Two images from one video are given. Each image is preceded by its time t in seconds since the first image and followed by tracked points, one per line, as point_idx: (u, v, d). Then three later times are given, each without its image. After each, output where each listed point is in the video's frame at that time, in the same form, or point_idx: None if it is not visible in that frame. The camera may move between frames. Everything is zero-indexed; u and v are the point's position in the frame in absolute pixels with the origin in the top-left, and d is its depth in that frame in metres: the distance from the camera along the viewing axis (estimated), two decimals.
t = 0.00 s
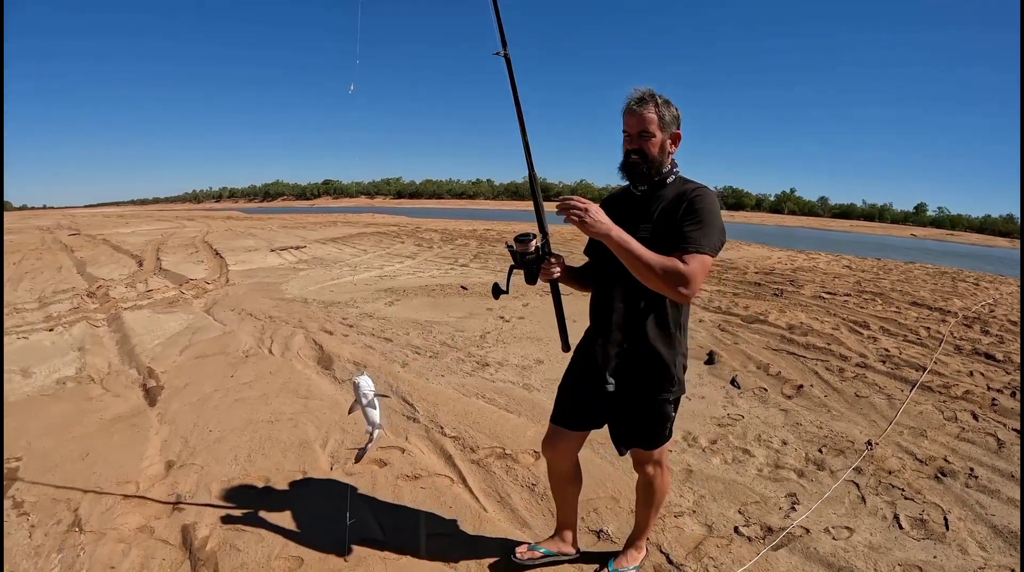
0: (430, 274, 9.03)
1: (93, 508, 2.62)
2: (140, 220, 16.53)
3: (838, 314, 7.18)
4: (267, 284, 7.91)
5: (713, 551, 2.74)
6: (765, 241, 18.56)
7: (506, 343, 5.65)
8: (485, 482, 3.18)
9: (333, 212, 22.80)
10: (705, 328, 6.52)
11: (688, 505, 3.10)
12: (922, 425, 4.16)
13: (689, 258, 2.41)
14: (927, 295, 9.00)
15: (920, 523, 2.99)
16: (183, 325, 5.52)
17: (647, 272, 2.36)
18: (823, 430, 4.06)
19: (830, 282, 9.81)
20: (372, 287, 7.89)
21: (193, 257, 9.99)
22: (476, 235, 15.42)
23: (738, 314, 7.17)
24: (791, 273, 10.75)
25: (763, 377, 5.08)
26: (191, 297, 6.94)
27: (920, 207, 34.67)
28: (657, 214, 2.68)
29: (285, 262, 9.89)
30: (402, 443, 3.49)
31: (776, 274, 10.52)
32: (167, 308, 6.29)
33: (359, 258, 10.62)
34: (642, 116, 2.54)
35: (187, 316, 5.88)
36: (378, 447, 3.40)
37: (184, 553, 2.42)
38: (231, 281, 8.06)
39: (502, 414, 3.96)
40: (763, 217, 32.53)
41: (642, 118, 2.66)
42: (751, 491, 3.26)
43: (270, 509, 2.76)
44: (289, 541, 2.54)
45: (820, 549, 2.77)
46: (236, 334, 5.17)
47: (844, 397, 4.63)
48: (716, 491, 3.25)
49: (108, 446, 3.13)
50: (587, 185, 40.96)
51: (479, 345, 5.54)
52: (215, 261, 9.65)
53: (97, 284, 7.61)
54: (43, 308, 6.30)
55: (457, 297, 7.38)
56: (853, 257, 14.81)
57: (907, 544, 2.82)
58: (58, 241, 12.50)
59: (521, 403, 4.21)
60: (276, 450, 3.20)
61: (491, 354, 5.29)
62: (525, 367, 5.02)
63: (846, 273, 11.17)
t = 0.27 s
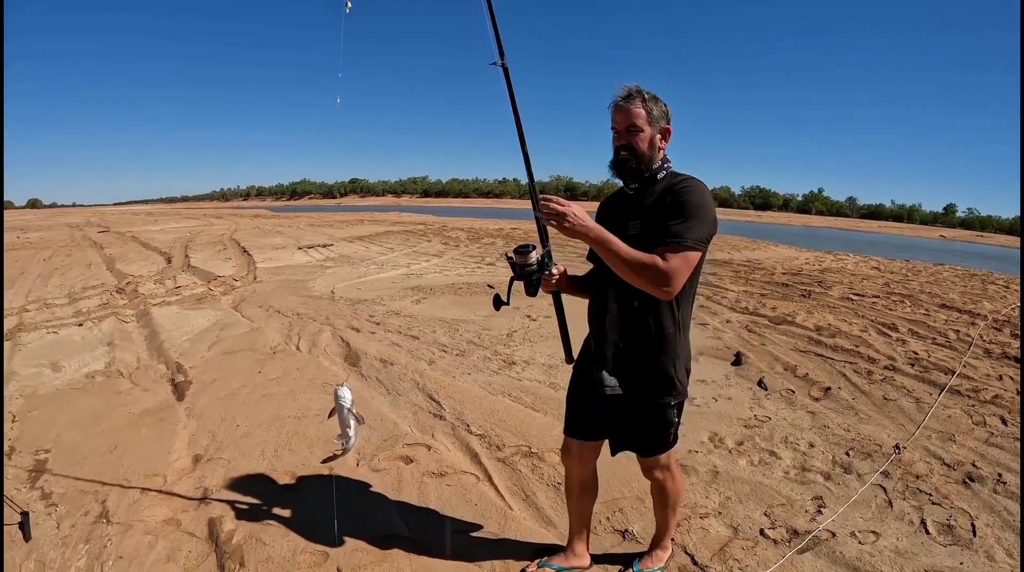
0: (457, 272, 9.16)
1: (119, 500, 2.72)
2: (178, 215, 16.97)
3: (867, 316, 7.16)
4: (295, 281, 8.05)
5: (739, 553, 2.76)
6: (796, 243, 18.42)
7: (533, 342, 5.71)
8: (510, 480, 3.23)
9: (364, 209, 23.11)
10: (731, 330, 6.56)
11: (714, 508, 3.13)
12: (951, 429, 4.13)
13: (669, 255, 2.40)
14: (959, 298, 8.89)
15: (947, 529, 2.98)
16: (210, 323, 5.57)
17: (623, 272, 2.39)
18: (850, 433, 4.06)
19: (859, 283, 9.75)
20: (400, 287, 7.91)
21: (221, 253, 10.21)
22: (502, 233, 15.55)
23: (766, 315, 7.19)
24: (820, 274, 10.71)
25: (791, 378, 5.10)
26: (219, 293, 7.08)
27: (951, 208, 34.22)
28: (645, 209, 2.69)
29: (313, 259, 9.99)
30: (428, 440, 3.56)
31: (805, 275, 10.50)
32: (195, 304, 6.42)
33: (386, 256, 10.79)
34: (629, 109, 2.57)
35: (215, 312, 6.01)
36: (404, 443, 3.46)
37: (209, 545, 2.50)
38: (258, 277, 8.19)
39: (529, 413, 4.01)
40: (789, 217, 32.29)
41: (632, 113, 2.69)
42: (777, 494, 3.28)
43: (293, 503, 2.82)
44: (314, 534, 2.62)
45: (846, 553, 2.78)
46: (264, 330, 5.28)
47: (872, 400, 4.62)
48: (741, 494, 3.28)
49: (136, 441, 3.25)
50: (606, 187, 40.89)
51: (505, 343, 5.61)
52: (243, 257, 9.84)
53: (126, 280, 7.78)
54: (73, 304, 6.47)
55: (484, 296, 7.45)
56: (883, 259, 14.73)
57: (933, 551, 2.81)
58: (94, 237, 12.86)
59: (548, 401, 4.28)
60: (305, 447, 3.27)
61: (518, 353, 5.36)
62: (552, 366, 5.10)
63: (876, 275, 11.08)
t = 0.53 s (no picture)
0: (488, 270, 9.36)
1: (152, 491, 2.86)
2: (214, 208, 17.40)
3: (898, 320, 7.14)
4: (327, 278, 8.33)
5: (769, 556, 2.81)
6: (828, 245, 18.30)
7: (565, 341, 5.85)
8: (541, 478, 3.28)
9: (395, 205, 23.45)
10: (761, 331, 6.60)
11: (744, 510, 3.18)
12: (983, 435, 4.10)
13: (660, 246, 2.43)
14: (993, 303, 8.78)
15: (977, 537, 2.99)
16: (243, 316, 5.91)
17: (616, 264, 2.43)
18: (881, 438, 4.07)
19: (891, 287, 9.71)
20: (432, 282, 8.44)
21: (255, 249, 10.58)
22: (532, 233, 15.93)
23: (797, 316, 7.21)
24: (850, 276, 10.70)
25: (822, 381, 5.11)
26: (252, 289, 7.35)
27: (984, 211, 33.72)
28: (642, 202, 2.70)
29: (344, 256, 10.34)
30: (459, 437, 3.67)
31: (835, 277, 10.51)
32: (229, 299, 6.60)
33: (417, 254, 11.10)
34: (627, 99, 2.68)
35: (247, 307, 6.26)
36: (435, 440, 3.59)
37: (241, 536, 2.62)
38: (291, 275, 8.46)
39: (558, 411, 4.11)
40: (815, 217, 32.02)
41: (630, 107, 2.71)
42: (807, 497, 3.31)
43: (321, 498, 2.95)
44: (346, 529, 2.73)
45: (875, 559, 2.81)
46: (296, 326, 5.54)
47: (903, 405, 4.61)
48: (772, 496, 3.31)
49: (169, 433, 3.42)
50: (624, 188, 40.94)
51: (536, 342, 5.78)
52: (275, 254, 10.10)
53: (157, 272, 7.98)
54: (107, 296, 6.65)
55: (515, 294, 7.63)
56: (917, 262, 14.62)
57: (962, 558, 2.82)
58: (132, 231, 13.30)
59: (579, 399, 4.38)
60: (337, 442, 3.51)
61: (549, 351, 5.48)
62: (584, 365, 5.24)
63: (908, 278, 11.01)
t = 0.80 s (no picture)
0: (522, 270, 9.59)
1: (187, 483, 2.99)
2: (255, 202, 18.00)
3: (934, 325, 7.10)
4: (361, 276, 8.66)
5: (801, 560, 2.83)
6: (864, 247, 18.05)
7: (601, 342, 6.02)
8: (575, 476, 3.33)
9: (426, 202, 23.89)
10: (794, 335, 6.61)
11: (776, 514, 3.21)
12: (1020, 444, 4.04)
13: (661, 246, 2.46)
14: None
15: (1011, 547, 2.97)
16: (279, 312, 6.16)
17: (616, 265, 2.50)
18: (914, 445, 4.06)
19: (927, 291, 9.63)
20: (464, 282, 8.72)
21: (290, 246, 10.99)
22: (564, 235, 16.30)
23: (831, 320, 7.22)
24: (885, 280, 10.65)
25: (856, 386, 5.11)
26: (286, 285, 7.71)
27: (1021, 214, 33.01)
28: (654, 203, 2.70)
29: (378, 254, 10.74)
30: (493, 435, 3.75)
31: (870, 281, 10.48)
32: (263, 295, 6.85)
33: (451, 253, 11.44)
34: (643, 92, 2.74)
35: (282, 302, 6.57)
36: (469, 437, 3.67)
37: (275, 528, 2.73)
38: (326, 273, 8.80)
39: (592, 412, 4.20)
40: (845, 219, 31.60)
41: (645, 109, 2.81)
42: (839, 502, 3.33)
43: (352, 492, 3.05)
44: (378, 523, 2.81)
45: (907, 566, 2.82)
46: (331, 322, 5.80)
47: (937, 412, 4.59)
48: (804, 501, 3.34)
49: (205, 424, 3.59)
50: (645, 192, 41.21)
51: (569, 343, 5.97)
52: (309, 251, 10.53)
53: (193, 267, 8.28)
54: (143, 290, 6.89)
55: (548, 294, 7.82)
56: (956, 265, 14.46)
57: (994, 567, 2.82)
58: (169, 228, 13.88)
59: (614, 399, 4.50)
60: (372, 435, 3.64)
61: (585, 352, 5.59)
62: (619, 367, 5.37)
63: (945, 283, 10.89)
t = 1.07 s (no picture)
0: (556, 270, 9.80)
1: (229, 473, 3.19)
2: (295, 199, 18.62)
3: (973, 332, 7.05)
4: (398, 274, 9.02)
5: (837, 563, 2.89)
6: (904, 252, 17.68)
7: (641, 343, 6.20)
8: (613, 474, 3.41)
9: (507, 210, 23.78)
10: (829, 338, 6.63)
11: (812, 517, 3.26)
12: None
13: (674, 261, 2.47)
14: None
15: None
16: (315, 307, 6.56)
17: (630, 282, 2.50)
18: (951, 451, 4.06)
19: (966, 297, 9.53)
20: (501, 280, 8.94)
21: (326, 244, 11.49)
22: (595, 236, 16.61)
23: (867, 324, 7.22)
24: (922, 285, 10.57)
25: (892, 391, 5.11)
26: (323, 281, 8.18)
27: None
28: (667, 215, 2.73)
29: (414, 252, 11.15)
30: (531, 433, 3.84)
31: (908, 285, 10.41)
32: (301, 289, 7.46)
33: (485, 252, 11.78)
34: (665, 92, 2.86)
35: (319, 299, 6.98)
36: (507, 434, 3.79)
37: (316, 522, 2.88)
38: (362, 270, 9.21)
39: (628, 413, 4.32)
40: (873, 221, 31.03)
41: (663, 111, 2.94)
42: (874, 507, 3.36)
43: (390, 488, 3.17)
44: (417, 517, 2.95)
45: None
46: (369, 319, 6.13)
47: (974, 419, 4.56)
48: (840, 505, 3.38)
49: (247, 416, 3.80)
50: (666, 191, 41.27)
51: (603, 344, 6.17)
52: (348, 249, 11.01)
53: (233, 265, 8.85)
54: (184, 285, 7.42)
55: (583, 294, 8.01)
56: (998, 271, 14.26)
57: None
58: (204, 224, 14.47)
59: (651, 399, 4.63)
60: (411, 430, 3.80)
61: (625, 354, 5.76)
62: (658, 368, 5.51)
63: (986, 289, 10.74)
